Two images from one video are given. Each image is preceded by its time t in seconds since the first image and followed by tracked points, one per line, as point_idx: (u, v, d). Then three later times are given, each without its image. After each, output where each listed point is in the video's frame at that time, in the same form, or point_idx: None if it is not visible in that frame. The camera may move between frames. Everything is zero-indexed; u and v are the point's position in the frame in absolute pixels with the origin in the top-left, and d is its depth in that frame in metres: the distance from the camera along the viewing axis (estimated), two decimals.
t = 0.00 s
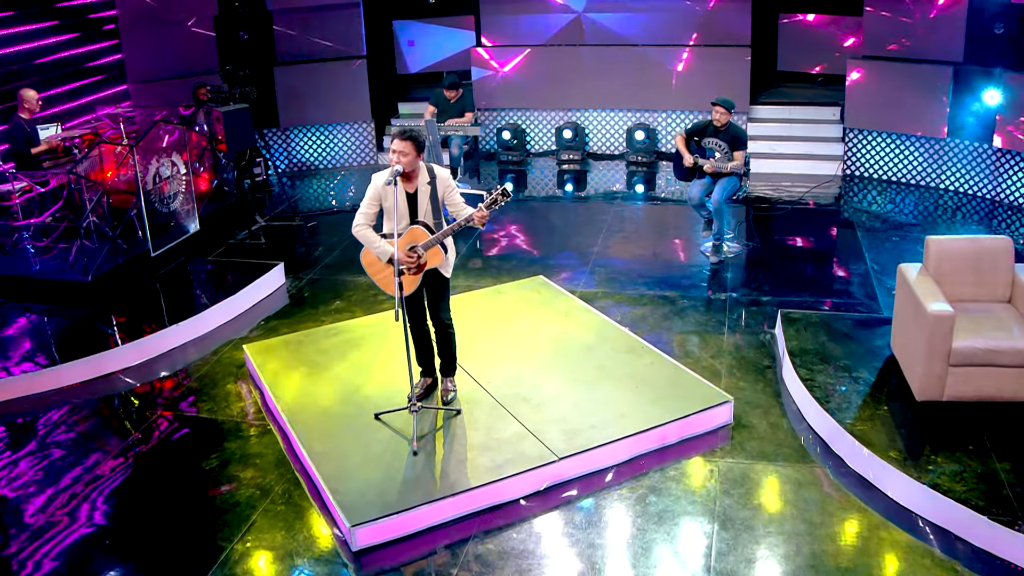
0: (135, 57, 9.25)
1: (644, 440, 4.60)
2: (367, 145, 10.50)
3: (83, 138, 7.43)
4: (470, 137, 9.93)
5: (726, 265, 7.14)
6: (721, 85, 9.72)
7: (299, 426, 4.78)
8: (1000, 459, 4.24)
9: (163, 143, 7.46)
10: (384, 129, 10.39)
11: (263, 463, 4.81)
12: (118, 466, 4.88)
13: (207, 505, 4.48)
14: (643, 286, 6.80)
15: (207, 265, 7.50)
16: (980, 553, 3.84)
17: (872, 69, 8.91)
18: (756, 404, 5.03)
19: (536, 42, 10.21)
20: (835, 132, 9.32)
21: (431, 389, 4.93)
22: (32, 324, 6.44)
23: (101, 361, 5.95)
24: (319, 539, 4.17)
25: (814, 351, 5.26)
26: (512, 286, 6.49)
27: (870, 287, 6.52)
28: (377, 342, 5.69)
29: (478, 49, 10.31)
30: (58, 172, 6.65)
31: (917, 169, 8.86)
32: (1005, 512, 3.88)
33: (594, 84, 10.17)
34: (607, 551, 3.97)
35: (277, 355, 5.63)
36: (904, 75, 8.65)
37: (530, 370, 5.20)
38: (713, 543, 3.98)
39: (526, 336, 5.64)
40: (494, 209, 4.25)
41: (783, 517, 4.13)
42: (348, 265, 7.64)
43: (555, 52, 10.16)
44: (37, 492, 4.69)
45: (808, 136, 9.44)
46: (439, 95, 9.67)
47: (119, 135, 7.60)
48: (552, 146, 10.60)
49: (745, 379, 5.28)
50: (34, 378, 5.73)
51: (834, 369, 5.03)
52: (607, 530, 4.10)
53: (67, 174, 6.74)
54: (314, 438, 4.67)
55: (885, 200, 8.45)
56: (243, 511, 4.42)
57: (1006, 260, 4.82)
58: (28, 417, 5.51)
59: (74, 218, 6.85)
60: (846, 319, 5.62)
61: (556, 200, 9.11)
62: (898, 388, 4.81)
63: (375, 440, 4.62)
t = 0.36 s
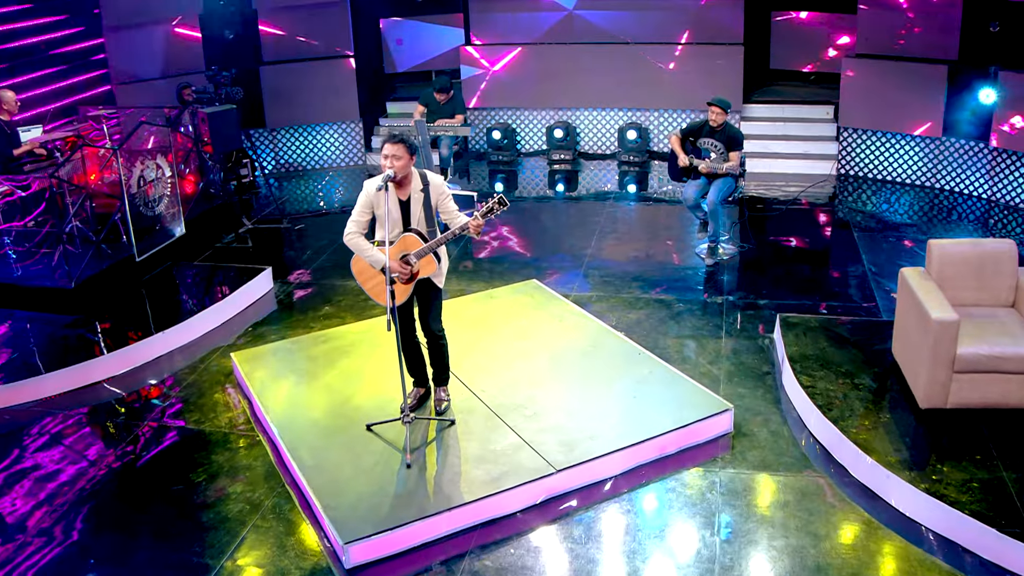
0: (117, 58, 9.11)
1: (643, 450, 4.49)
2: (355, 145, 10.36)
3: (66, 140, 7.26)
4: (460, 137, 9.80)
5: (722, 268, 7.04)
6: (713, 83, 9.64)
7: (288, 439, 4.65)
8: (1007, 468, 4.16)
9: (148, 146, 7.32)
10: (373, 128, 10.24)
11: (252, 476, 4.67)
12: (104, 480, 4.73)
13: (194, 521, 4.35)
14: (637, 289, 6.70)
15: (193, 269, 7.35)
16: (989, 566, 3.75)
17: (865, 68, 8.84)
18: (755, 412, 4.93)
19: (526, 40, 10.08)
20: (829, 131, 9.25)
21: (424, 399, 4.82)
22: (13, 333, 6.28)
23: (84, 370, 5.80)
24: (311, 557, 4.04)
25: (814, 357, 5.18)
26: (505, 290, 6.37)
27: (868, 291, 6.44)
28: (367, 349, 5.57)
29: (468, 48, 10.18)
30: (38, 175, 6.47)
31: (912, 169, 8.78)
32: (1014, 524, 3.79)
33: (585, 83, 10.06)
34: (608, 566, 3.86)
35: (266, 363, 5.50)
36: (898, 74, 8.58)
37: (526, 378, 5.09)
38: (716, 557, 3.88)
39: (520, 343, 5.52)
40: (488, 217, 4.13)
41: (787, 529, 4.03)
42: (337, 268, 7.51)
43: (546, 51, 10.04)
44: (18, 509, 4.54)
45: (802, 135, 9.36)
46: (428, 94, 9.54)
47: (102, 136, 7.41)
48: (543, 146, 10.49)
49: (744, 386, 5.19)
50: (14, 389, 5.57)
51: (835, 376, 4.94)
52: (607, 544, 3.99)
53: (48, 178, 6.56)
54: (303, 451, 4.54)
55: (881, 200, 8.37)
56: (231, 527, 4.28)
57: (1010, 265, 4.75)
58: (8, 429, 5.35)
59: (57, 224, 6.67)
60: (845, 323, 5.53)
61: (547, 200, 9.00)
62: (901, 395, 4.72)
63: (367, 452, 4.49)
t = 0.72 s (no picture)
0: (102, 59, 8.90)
1: (644, 462, 4.38)
2: (345, 146, 10.23)
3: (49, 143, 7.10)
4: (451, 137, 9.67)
5: (719, 271, 6.94)
6: (708, 82, 9.55)
7: (279, 452, 4.53)
8: (1015, 478, 4.07)
9: (133, 148, 7.17)
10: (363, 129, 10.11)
11: (242, 491, 4.55)
12: (91, 495, 4.60)
13: (183, 538, 4.22)
14: (634, 292, 6.60)
15: (181, 275, 7.20)
16: None
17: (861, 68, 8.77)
18: (756, 421, 4.84)
19: (519, 40, 9.96)
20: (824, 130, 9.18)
21: (418, 409, 4.70)
22: None
23: (69, 380, 5.64)
24: None
25: (816, 364, 5.10)
26: (500, 294, 6.26)
27: (866, 295, 6.36)
28: (359, 357, 5.45)
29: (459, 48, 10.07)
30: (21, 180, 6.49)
31: (909, 168, 8.72)
32: None
33: (578, 83, 9.95)
34: None
35: (256, 373, 5.37)
36: (894, 73, 8.51)
37: (523, 386, 4.98)
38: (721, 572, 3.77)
39: (515, 349, 5.41)
40: (479, 211, 4.01)
41: (791, 542, 3.93)
42: (328, 273, 7.38)
43: (539, 50, 9.93)
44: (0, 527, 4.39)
45: (796, 135, 9.28)
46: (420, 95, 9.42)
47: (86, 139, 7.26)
48: (535, 146, 10.38)
49: (744, 394, 5.10)
50: None
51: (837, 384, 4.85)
52: (608, 559, 3.89)
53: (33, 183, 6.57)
54: (295, 465, 4.41)
55: (877, 201, 8.29)
56: (219, 545, 4.15)
57: (1016, 269, 4.67)
58: None
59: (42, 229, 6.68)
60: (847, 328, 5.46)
61: (540, 201, 8.89)
62: (906, 403, 4.63)
63: (361, 465, 4.37)
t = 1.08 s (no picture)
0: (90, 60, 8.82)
1: (649, 473, 4.28)
2: (337, 146, 10.11)
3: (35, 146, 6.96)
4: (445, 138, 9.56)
5: (719, 274, 6.85)
6: (704, 82, 9.47)
7: (274, 465, 4.41)
8: None
9: (122, 151, 7.03)
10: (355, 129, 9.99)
11: (236, 505, 4.43)
12: (79, 510, 4.47)
13: (174, 554, 4.10)
14: (633, 296, 6.50)
15: (171, 279, 7.06)
16: None
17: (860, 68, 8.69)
18: (761, 430, 4.75)
19: (515, 39, 9.84)
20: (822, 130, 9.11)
21: (416, 419, 4.60)
22: None
23: (57, 391, 5.50)
24: None
25: (821, 371, 5.02)
26: (498, 299, 6.15)
27: (869, 298, 6.28)
28: (354, 365, 5.34)
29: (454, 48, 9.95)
30: (6, 185, 6.15)
31: (908, 169, 8.66)
32: None
33: (574, 82, 9.84)
34: None
35: (249, 381, 5.25)
36: (894, 73, 8.44)
37: (523, 395, 4.87)
38: None
39: (514, 356, 5.31)
40: (473, 216, 3.85)
41: (800, 556, 3.84)
42: (322, 277, 7.26)
43: (536, 50, 9.81)
44: None
45: (793, 135, 9.21)
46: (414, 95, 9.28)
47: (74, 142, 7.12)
48: (530, 147, 10.28)
49: (748, 402, 5.01)
50: None
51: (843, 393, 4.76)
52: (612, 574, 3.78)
53: (18, 187, 6.22)
54: (289, 478, 4.30)
55: (877, 201, 8.22)
56: (212, 562, 4.04)
57: None
58: None
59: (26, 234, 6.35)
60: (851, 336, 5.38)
61: (535, 202, 8.78)
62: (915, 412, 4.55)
63: (358, 479, 4.26)
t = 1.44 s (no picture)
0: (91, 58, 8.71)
1: (663, 488, 4.17)
2: (339, 147, 9.99)
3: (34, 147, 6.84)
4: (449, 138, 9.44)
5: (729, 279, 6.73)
6: (711, 82, 9.37)
7: (278, 479, 4.30)
8: None
9: (122, 152, 6.91)
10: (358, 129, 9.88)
11: (240, 521, 4.31)
12: (79, 525, 4.36)
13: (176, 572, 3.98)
14: (642, 301, 6.39)
15: (172, 284, 6.94)
16: None
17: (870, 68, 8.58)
18: (776, 443, 4.64)
19: (520, 37, 9.73)
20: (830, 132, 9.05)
21: (424, 432, 4.49)
22: None
23: (56, 400, 5.38)
24: None
25: (837, 381, 4.91)
26: (506, 306, 6.04)
27: (882, 304, 6.17)
28: (359, 374, 5.23)
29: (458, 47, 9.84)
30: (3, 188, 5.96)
31: (917, 171, 8.54)
32: None
33: (579, 83, 9.73)
34: None
35: (252, 391, 5.14)
36: (904, 75, 8.33)
37: (531, 407, 4.76)
38: None
39: (521, 366, 5.20)
40: (486, 233, 3.74)
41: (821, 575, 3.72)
42: (326, 281, 7.14)
43: (540, 49, 9.69)
44: None
45: (800, 136, 9.14)
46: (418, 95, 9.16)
47: (73, 143, 7.00)
48: (534, 148, 10.16)
49: (763, 413, 4.90)
50: None
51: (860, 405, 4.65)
52: None
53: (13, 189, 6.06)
54: (295, 494, 4.18)
55: (887, 204, 8.09)
56: None
57: None
58: None
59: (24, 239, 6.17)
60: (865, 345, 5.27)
61: (540, 204, 8.66)
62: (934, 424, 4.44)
63: (365, 494, 4.15)
